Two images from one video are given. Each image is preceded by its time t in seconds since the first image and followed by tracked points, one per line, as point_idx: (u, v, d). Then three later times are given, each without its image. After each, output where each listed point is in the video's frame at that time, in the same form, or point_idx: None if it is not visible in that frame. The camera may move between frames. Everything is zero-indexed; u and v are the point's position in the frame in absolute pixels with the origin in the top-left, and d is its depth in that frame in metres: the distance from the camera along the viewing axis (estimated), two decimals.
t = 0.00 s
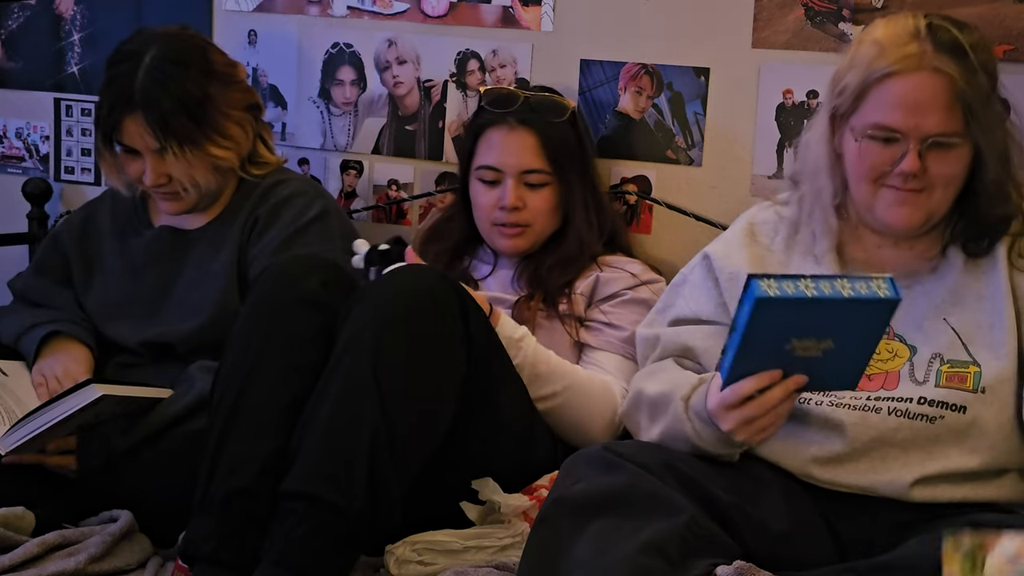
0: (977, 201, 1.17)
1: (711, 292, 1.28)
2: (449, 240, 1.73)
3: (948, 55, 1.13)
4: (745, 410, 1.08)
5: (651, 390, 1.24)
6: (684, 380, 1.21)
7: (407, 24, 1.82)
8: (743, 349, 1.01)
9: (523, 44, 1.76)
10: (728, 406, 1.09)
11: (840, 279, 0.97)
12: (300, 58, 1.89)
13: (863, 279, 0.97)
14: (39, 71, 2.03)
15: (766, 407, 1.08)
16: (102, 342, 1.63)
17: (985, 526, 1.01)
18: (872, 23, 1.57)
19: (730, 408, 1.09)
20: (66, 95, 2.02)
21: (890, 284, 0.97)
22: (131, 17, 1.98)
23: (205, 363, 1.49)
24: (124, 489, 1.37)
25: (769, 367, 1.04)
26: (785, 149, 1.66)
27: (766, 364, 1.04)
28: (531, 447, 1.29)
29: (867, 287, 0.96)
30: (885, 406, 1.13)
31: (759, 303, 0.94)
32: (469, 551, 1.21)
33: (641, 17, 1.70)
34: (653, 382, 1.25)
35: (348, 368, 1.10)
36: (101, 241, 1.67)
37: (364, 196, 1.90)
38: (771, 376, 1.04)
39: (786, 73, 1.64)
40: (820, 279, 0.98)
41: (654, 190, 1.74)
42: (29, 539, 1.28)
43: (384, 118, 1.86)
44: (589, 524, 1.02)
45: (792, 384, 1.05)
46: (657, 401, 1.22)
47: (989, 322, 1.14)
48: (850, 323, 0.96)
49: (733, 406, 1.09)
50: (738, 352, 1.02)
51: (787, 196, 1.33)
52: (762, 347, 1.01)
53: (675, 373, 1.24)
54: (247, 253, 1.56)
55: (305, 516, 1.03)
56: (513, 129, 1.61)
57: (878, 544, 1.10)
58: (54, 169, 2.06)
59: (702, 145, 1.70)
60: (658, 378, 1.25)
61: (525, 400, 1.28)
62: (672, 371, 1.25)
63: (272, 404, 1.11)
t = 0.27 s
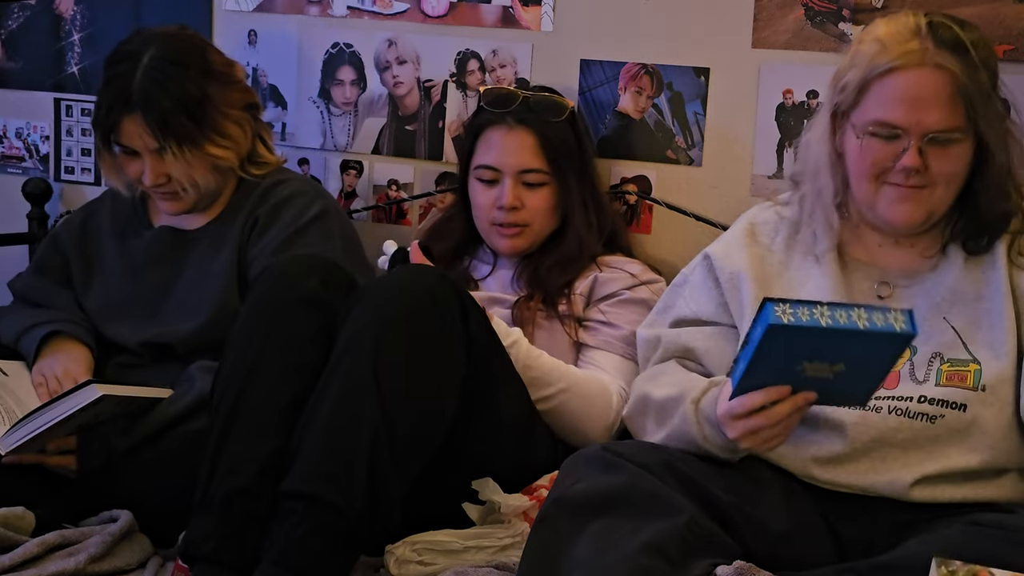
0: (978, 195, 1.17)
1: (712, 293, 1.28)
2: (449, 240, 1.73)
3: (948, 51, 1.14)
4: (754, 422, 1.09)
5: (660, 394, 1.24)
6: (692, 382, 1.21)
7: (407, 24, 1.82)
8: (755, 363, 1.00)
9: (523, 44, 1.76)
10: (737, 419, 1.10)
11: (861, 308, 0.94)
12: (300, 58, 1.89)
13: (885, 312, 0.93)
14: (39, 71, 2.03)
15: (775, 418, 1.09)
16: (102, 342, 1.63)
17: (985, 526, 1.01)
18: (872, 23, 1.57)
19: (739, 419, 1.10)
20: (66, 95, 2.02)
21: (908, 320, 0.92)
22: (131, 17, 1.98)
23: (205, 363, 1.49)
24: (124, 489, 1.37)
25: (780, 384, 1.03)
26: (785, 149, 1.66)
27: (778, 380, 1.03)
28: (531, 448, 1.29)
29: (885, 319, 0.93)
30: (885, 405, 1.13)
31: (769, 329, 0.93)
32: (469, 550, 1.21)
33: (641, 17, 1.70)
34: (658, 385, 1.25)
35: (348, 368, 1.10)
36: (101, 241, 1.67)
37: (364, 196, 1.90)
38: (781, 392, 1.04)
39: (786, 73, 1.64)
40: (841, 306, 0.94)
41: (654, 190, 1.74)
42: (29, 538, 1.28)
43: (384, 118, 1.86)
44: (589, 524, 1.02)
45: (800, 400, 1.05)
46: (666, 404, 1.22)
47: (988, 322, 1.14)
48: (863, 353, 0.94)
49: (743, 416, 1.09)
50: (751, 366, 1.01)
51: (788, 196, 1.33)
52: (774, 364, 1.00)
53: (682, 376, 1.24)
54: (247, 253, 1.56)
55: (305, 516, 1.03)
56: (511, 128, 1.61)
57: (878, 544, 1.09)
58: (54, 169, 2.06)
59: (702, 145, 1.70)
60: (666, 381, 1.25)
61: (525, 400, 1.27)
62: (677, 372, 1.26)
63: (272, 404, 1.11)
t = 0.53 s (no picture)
0: (977, 198, 1.17)
1: (714, 293, 1.29)
2: (449, 240, 1.73)
3: (946, 53, 1.14)
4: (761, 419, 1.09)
5: (683, 394, 1.23)
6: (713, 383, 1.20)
7: (407, 24, 1.82)
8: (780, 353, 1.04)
9: (523, 44, 1.76)
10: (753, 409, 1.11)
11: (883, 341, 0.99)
12: (300, 58, 1.89)
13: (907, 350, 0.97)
14: (40, 71, 2.03)
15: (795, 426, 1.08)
16: (102, 342, 1.63)
17: (985, 526, 1.01)
18: (872, 23, 1.57)
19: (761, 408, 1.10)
20: (66, 95, 2.02)
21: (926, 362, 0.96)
22: (131, 17, 1.98)
23: (205, 363, 1.49)
24: (124, 489, 1.37)
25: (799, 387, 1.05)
26: (785, 149, 1.66)
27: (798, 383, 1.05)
28: (531, 448, 1.29)
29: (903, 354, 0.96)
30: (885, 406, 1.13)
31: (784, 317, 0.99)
32: (469, 550, 1.21)
33: (641, 17, 1.70)
34: (671, 388, 1.25)
35: (348, 368, 1.10)
36: (100, 242, 1.67)
37: (364, 196, 1.90)
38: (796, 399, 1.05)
39: (786, 73, 1.64)
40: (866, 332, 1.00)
41: (654, 190, 1.74)
42: (29, 539, 1.28)
43: (384, 118, 1.86)
44: (589, 524, 1.02)
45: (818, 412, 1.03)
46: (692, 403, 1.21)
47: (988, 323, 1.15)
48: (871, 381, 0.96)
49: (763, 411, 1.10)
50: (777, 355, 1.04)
51: (789, 196, 1.34)
52: (795, 361, 1.03)
53: (702, 378, 1.23)
54: (247, 253, 1.56)
55: (305, 516, 1.03)
56: (511, 128, 1.61)
57: (878, 544, 1.09)
58: (54, 169, 2.06)
59: (702, 145, 1.70)
60: (686, 383, 1.24)
61: (525, 400, 1.27)
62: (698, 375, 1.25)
63: (272, 404, 1.11)
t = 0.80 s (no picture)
0: (975, 200, 1.17)
1: (714, 293, 1.29)
2: (449, 240, 1.73)
3: (941, 57, 1.13)
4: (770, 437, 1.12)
5: (684, 413, 1.23)
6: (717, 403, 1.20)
7: (407, 24, 1.82)
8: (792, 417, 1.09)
9: (523, 44, 1.76)
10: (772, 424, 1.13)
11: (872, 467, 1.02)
12: (300, 59, 1.89)
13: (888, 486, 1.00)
14: (40, 71, 2.03)
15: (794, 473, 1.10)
16: (102, 342, 1.63)
17: (985, 526, 1.01)
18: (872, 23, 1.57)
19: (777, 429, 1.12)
20: (66, 95, 2.02)
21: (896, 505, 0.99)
22: (131, 17, 1.98)
23: (205, 363, 1.49)
24: (124, 489, 1.37)
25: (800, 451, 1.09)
26: (785, 149, 1.66)
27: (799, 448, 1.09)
28: (531, 448, 1.29)
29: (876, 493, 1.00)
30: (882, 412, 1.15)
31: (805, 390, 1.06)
32: (469, 550, 1.21)
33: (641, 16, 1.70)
34: (674, 397, 1.25)
35: (348, 368, 1.10)
36: (100, 242, 1.67)
37: (364, 196, 1.90)
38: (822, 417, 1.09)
39: (786, 73, 1.64)
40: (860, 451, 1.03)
41: (654, 190, 1.74)
42: (29, 539, 1.28)
43: (384, 118, 1.86)
44: (589, 524, 1.02)
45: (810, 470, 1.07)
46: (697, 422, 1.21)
47: (983, 324, 1.15)
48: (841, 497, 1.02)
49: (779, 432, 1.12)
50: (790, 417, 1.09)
51: (789, 196, 1.34)
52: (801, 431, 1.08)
53: (708, 391, 1.23)
54: (247, 253, 1.56)
55: (305, 516, 1.03)
56: (510, 128, 1.61)
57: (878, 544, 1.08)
58: (54, 169, 2.06)
59: (702, 145, 1.70)
60: (685, 397, 1.24)
61: (525, 400, 1.27)
62: (703, 386, 1.24)
63: (272, 404, 1.11)
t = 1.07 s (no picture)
0: (973, 204, 1.17)
1: (714, 294, 1.29)
2: (449, 240, 1.73)
3: (937, 62, 1.12)
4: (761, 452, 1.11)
5: (684, 417, 1.22)
6: (714, 409, 1.19)
7: (407, 24, 1.82)
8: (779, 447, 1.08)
9: (523, 44, 1.76)
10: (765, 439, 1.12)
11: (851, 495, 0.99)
12: (300, 59, 1.89)
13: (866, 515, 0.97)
14: (40, 71, 2.03)
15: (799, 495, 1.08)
16: (102, 342, 1.63)
17: (984, 526, 1.01)
18: (872, 23, 1.57)
19: (772, 448, 1.11)
20: (66, 95, 2.02)
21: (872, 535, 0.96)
22: (131, 17, 1.98)
23: (205, 363, 1.49)
24: (124, 489, 1.37)
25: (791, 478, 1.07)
26: (785, 149, 1.66)
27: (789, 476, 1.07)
28: (531, 448, 1.28)
29: (853, 521, 0.97)
30: (884, 414, 1.15)
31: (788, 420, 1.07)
32: (469, 551, 1.21)
33: (641, 17, 1.70)
34: (673, 399, 1.25)
35: (348, 368, 1.10)
36: (100, 242, 1.67)
37: (364, 196, 1.90)
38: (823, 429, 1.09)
39: (786, 73, 1.64)
40: (840, 479, 1.01)
41: (654, 190, 1.74)
42: (29, 539, 1.28)
43: (384, 118, 1.86)
44: (589, 524, 1.02)
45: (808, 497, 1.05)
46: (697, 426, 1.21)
47: (984, 326, 1.15)
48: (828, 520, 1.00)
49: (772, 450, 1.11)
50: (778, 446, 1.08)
51: (789, 196, 1.34)
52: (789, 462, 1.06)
53: (708, 394, 1.23)
54: (247, 253, 1.56)
55: (305, 516, 1.03)
56: (511, 128, 1.61)
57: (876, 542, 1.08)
58: (54, 169, 2.06)
59: (702, 145, 1.70)
60: (684, 401, 1.24)
61: (525, 399, 1.27)
62: (703, 388, 1.24)
63: (272, 404, 1.11)
